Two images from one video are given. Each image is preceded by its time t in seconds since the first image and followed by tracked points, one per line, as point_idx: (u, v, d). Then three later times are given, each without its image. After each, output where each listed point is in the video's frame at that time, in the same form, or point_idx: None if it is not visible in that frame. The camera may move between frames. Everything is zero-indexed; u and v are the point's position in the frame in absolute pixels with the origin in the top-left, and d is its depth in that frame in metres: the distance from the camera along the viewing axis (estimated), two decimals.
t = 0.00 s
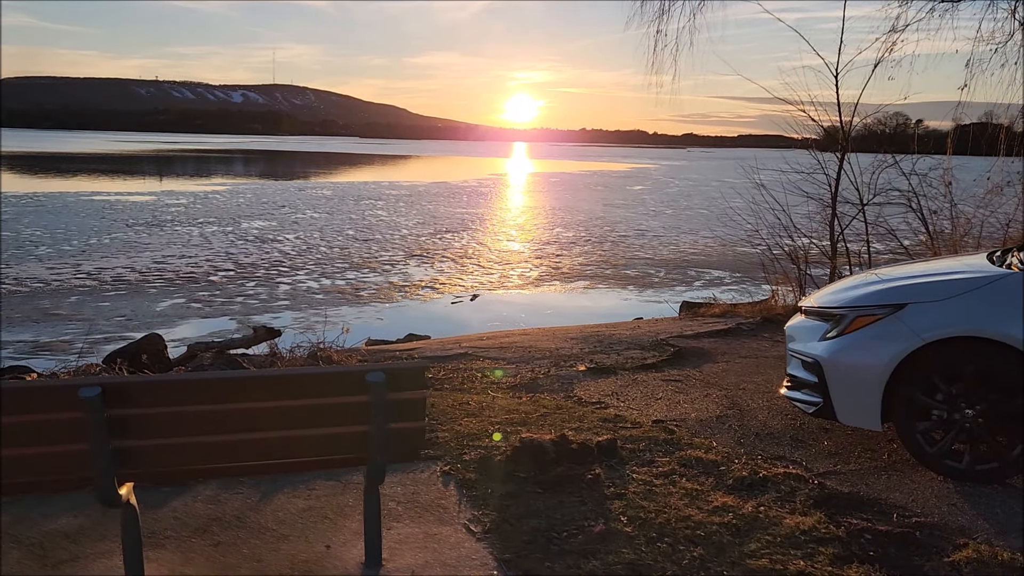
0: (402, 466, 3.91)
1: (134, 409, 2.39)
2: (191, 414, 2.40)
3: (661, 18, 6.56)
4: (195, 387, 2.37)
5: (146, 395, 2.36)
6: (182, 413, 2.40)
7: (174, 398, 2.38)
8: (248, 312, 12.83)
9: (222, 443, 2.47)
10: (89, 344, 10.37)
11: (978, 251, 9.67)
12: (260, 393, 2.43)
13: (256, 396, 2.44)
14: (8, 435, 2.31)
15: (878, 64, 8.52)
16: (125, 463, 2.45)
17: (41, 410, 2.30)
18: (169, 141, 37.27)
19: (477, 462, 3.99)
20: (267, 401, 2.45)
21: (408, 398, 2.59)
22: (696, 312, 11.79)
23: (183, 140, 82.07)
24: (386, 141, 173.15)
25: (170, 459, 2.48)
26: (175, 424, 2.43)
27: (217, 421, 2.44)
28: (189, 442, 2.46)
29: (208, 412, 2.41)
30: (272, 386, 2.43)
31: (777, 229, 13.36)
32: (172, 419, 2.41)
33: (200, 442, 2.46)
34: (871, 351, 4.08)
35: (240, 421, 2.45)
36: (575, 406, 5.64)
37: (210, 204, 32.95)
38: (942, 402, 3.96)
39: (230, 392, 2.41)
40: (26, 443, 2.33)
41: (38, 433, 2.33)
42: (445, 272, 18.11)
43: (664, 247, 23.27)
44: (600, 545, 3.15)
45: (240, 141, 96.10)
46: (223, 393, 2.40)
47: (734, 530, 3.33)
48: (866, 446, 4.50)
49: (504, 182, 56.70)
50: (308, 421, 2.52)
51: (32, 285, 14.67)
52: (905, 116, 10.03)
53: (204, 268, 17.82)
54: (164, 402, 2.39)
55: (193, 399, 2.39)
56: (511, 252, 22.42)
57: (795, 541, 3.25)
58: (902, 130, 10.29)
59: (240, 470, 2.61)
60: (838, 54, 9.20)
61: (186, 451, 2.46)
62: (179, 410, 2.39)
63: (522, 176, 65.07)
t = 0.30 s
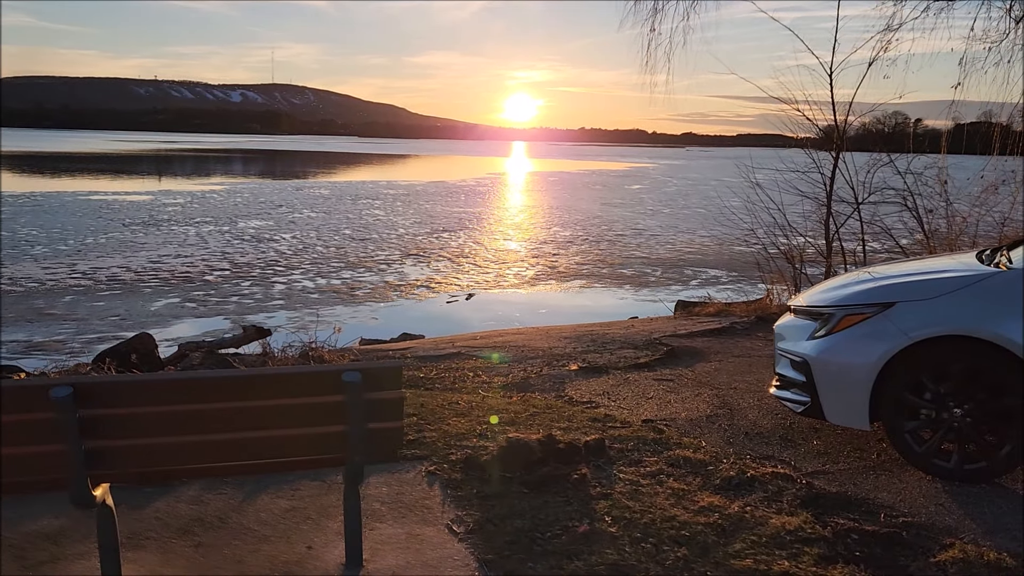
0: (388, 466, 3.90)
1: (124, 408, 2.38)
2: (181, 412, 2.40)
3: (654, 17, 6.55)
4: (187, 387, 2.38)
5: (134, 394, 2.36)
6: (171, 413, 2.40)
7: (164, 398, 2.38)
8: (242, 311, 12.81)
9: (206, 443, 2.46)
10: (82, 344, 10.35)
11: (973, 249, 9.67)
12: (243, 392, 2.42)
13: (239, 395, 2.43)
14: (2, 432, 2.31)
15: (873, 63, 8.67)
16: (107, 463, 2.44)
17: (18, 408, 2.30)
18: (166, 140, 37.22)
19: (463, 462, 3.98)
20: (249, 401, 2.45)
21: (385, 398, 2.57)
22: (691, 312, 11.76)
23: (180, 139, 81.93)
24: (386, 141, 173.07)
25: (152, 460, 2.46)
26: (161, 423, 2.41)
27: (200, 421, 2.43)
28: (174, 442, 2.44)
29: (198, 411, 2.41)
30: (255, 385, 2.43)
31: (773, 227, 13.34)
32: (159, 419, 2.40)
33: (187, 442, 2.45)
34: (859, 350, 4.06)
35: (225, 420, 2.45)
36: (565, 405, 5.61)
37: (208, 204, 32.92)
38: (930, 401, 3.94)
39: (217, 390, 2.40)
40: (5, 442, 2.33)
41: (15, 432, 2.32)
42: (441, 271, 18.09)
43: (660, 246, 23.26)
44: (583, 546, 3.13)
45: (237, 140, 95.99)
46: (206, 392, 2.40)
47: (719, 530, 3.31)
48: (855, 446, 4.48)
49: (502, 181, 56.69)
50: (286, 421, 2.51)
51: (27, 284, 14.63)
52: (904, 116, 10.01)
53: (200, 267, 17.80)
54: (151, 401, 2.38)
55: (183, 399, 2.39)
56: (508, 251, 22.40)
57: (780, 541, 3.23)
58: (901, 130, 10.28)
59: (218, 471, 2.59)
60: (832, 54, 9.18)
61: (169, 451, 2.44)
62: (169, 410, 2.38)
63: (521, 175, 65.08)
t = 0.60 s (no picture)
0: (376, 466, 3.88)
1: (116, 408, 2.40)
2: (175, 412, 2.43)
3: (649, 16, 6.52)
4: (182, 386, 2.42)
5: (126, 395, 2.38)
6: (164, 412, 2.42)
7: (158, 397, 2.40)
8: (238, 311, 12.78)
9: (197, 443, 2.48)
10: (76, 344, 10.32)
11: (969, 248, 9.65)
12: (236, 392, 2.45)
13: (229, 395, 2.46)
14: None
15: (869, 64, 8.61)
16: (98, 463, 2.45)
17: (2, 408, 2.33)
18: (164, 139, 37.16)
19: (452, 462, 3.96)
20: (237, 400, 2.47)
21: (367, 397, 2.57)
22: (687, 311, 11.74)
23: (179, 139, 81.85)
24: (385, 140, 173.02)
25: (143, 460, 2.48)
26: (154, 423, 2.44)
27: (190, 420, 2.45)
28: (166, 442, 2.46)
29: (193, 411, 2.44)
30: (245, 385, 2.45)
31: (769, 226, 13.31)
32: (150, 419, 2.42)
33: (180, 442, 2.47)
34: (850, 350, 4.05)
35: (216, 419, 2.47)
36: (557, 405, 5.58)
37: (205, 203, 32.87)
38: (920, 401, 3.93)
39: (210, 390, 2.44)
40: None
41: None
42: (438, 271, 18.06)
43: (658, 245, 23.25)
44: (570, 546, 3.11)
45: (236, 139, 95.86)
46: (197, 392, 2.43)
47: (708, 531, 3.30)
48: (846, 446, 4.46)
49: (500, 180, 56.67)
50: (271, 420, 2.51)
51: (22, 284, 14.59)
52: (905, 116, 9.99)
53: (196, 267, 17.77)
54: (144, 401, 2.40)
55: (179, 399, 2.43)
56: (505, 250, 22.39)
57: (768, 542, 3.21)
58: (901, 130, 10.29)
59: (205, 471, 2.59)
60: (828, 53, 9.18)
61: (161, 452, 2.46)
62: (163, 409, 2.41)
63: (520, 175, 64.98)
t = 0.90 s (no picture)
0: (360, 467, 3.86)
1: (105, 409, 2.39)
2: (169, 412, 2.43)
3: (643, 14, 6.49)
4: (172, 387, 2.41)
5: (112, 395, 2.37)
6: (159, 411, 2.42)
7: (154, 397, 2.41)
8: (232, 310, 12.75)
9: (191, 443, 2.48)
10: (69, 343, 10.29)
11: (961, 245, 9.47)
12: (221, 392, 2.45)
13: (216, 395, 2.46)
14: None
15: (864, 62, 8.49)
16: (79, 465, 2.44)
17: None
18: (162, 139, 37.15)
19: (438, 462, 3.94)
20: (222, 401, 2.46)
21: (345, 398, 2.54)
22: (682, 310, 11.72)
23: (177, 138, 81.77)
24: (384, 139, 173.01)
25: (127, 462, 2.47)
26: (147, 423, 2.44)
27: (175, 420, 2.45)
28: (154, 441, 2.46)
29: (187, 411, 2.44)
30: (232, 386, 2.45)
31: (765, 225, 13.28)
32: (138, 418, 2.42)
33: (179, 441, 2.47)
34: (839, 349, 4.03)
35: (201, 420, 2.46)
36: (547, 405, 5.55)
37: (203, 202, 32.84)
38: (908, 400, 3.91)
39: (202, 390, 2.43)
40: None
41: None
42: (434, 270, 18.03)
43: (655, 245, 23.22)
44: (553, 548, 3.09)
45: (234, 139, 95.85)
46: (181, 393, 2.43)
47: (692, 531, 3.28)
48: (835, 445, 4.44)
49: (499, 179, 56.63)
50: (251, 421, 2.50)
51: (17, 284, 14.57)
52: (903, 114, 9.95)
53: (191, 266, 17.73)
54: (138, 401, 2.40)
55: (173, 399, 2.43)
56: (502, 250, 22.34)
57: (752, 542, 3.19)
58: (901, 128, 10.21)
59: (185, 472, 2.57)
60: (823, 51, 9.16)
61: (148, 451, 2.46)
62: (159, 408, 2.41)
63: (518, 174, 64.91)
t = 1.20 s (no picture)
0: (349, 468, 3.85)
1: (96, 409, 2.40)
2: (166, 413, 2.42)
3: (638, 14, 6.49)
4: (167, 387, 2.41)
5: (101, 396, 2.38)
6: (156, 412, 2.42)
7: (148, 398, 2.41)
8: (228, 310, 12.72)
9: (190, 443, 2.48)
10: (63, 344, 10.27)
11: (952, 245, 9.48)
12: (210, 393, 2.44)
13: (204, 397, 2.45)
14: None
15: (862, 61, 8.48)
16: (67, 466, 2.43)
17: None
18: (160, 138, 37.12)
19: (428, 463, 3.92)
20: (209, 402, 2.45)
21: (328, 400, 2.52)
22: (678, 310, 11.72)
23: (176, 138, 81.96)
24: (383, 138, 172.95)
25: (116, 464, 2.47)
26: (146, 423, 2.44)
27: (164, 421, 2.44)
28: (146, 443, 2.45)
29: (183, 411, 2.43)
30: (221, 387, 2.45)
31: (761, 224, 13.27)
32: (126, 420, 2.42)
33: (172, 441, 2.47)
34: (830, 349, 4.01)
35: (189, 422, 2.46)
36: (539, 405, 5.55)
37: (200, 202, 32.81)
38: (899, 400, 3.89)
39: (196, 389, 2.42)
40: None
41: None
42: (431, 270, 18.02)
43: (653, 244, 23.20)
44: (540, 549, 3.08)
45: (234, 138, 95.87)
46: (169, 395, 2.42)
47: (680, 533, 3.26)
48: (826, 445, 4.43)
49: (499, 179, 56.55)
50: (235, 422, 2.49)
51: (13, 284, 14.55)
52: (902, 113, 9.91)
53: (187, 266, 17.70)
54: (135, 402, 2.40)
55: (166, 399, 2.42)
56: (500, 249, 22.32)
57: (740, 544, 3.18)
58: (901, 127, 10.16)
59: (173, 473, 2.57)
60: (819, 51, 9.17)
61: (137, 453, 2.45)
62: (153, 409, 2.40)
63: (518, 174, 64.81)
